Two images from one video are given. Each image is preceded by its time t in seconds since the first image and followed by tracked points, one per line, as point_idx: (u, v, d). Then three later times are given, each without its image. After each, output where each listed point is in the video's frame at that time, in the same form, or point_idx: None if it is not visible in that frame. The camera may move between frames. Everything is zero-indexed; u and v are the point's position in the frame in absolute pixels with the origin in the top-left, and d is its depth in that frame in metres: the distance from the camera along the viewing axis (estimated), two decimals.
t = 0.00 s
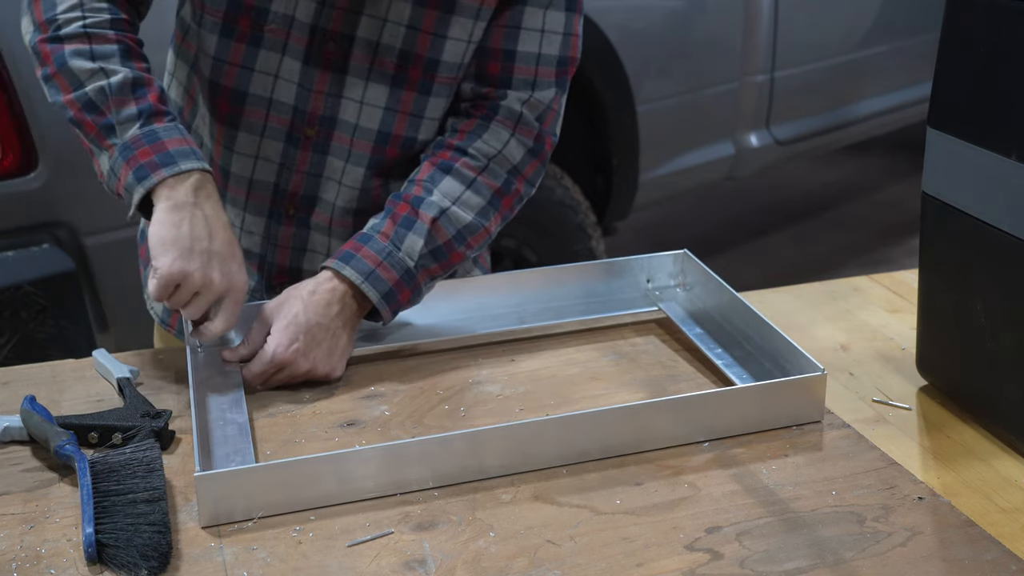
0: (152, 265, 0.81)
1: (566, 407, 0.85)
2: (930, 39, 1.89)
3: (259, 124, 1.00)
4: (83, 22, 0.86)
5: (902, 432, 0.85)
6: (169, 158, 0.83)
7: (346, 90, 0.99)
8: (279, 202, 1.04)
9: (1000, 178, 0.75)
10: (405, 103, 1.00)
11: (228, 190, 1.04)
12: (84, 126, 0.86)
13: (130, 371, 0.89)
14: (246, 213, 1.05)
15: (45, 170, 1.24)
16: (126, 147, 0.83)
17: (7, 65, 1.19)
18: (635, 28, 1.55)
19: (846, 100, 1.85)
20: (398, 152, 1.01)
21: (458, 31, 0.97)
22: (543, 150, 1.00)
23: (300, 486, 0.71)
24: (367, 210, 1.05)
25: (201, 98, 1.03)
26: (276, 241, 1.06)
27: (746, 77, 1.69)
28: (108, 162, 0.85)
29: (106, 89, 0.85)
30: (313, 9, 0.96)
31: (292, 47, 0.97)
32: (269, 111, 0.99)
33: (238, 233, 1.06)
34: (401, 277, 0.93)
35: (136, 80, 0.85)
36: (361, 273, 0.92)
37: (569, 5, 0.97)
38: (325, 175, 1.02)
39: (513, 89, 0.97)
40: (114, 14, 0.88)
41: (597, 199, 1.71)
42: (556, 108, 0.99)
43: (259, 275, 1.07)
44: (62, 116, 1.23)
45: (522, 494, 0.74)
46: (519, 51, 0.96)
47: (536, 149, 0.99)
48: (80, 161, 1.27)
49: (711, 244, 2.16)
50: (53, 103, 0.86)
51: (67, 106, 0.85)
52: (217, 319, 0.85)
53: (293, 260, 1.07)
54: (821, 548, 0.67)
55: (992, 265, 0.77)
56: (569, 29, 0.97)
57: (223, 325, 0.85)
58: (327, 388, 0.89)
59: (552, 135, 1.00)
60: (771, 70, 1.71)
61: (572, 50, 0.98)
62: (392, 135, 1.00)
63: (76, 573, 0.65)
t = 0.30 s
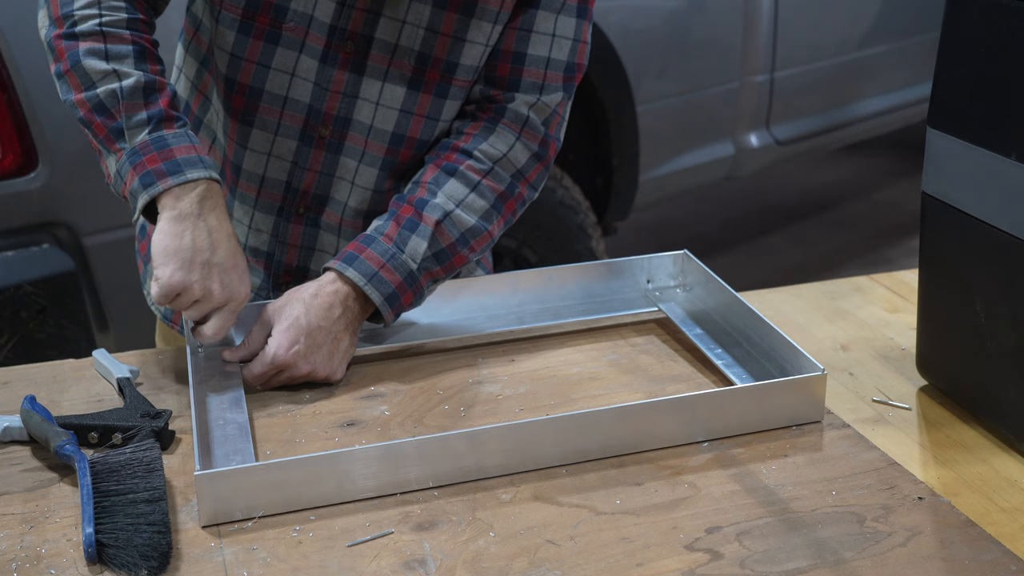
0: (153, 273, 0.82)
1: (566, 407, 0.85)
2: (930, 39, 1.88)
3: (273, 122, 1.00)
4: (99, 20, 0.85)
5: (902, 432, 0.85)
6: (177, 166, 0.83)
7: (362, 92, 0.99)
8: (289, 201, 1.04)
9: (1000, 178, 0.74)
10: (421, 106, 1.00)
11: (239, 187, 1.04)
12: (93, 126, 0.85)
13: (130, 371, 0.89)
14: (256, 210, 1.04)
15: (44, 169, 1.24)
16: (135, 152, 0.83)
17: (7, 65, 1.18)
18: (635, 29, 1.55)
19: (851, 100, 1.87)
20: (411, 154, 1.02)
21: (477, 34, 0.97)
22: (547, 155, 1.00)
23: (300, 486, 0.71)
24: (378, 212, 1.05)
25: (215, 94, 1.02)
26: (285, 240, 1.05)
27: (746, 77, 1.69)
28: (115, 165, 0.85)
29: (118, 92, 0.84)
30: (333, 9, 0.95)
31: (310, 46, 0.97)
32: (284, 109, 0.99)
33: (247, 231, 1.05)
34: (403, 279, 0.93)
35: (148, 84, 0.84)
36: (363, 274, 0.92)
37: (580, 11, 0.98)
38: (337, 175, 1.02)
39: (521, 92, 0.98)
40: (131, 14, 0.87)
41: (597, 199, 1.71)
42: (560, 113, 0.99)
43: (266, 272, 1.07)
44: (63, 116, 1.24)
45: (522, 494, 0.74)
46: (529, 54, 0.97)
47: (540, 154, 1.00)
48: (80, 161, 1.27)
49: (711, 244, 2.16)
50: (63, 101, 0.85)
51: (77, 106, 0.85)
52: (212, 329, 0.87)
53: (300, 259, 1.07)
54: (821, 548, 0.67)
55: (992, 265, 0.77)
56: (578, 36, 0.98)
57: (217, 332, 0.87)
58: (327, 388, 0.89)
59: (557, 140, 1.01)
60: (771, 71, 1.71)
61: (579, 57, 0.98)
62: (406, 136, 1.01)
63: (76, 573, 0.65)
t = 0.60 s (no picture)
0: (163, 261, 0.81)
1: (566, 407, 0.85)
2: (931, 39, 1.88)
3: (278, 121, 1.00)
4: (112, 17, 0.83)
5: (903, 432, 0.85)
6: (195, 163, 0.81)
7: (367, 92, 0.99)
8: (293, 200, 1.04)
9: (1000, 177, 0.74)
10: (426, 107, 1.00)
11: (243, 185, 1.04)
12: (109, 124, 0.83)
13: (130, 371, 0.89)
14: (260, 208, 1.04)
15: (44, 169, 1.24)
16: (153, 149, 0.81)
17: (7, 65, 1.18)
18: (635, 29, 1.55)
19: (849, 99, 1.85)
20: (414, 155, 1.02)
21: (482, 36, 0.98)
22: (547, 156, 1.00)
23: (300, 486, 0.71)
24: (381, 212, 1.05)
25: (221, 90, 1.01)
26: (287, 238, 1.05)
27: (746, 77, 1.69)
28: (132, 162, 0.83)
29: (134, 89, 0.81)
30: (339, 8, 0.95)
31: (316, 45, 0.97)
32: (288, 108, 0.99)
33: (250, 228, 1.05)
34: (404, 280, 0.93)
35: (164, 80, 0.82)
36: (364, 276, 0.92)
37: (583, 15, 0.98)
38: (341, 174, 1.03)
39: (523, 93, 0.98)
40: (143, 10, 0.84)
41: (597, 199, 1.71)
42: (561, 115, 1.00)
43: (268, 271, 1.07)
44: (64, 115, 1.24)
45: (522, 494, 0.74)
46: (532, 56, 0.97)
47: (541, 155, 1.00)
48: (80, 161, 1.27)
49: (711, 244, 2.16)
50: (78, 99, 0.83)
51: (93, 104, 0.82)
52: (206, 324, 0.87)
53: (303, 258, 1.07)
54: (821, 548, 0.67)
55: (992, 265, 0.77)
56: (581, 38, 0.98)
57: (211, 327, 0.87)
58: (328, 388, 0.88)
59: (557, 141, 1.01)
60: (771, 71, 1.71)
61: (581, 60, 0.99)
62: (410, 137, 1.01)
63: (76, 573, 0.65)
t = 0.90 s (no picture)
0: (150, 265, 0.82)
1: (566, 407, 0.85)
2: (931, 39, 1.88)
3: (280, 118, 1.00)
4: (102, 9, 0.85)
5: (903, 432, 0.85)
6: (173, 161, 0.83)
7: (369, 91, 0.99)
8: (295, 198, 1.04)
9: (1000, 177, 0.74)
10: (428, 107, 1.00)
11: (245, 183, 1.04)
12: (92, 116, 0.85)
13: (130, 371, 0.89)
14: (262, 206, 1.04)
15: (45, 169, 1.25)
16: (132, 145, 0.83)
17: (7, 65, 1.18)
18: (635, 29, 1.55)
19: (849, 99, 1.84)
20: (417, 154, 1.02)
21: (484, 36, 0.98)
22: (548, 158, 1.00)
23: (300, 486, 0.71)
24: (383, 211, 1.05)
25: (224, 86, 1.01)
26: (290, 236, 1.06)
27: (746, 77, 1.70)
28: (113, 155, 0.85)
29: (117, 83, 0.83)
30: (343, 6, 0.95)
31: (319, 43, 0.97)
32: (291, 106, 0.99)
33: (252, 226, 1.06)
34: (406, 281, 0.93)
35: (148, 75, 0.84)
36: (367, 277, 0.92)
37: (585, 16, 0.97)
38: (343, 173, 1.03)
39: (525, 94, 0.98)
40: (133, 3, 0.86)
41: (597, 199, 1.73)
42: (563, 117, 1.00)
43: (269, 270, 1.08)
44: (63, 115, 1.24)
45: (522, 494, 0.74)
46: (534, 57, 0.97)
47: (542, 157, 1.00)
48: (80, 161, 1.27)
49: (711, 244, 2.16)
50: (65, 89, 0.86)
51: (77, 95, 0.85)
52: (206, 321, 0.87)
53: (306, 256, 1.07)
54: (821, 548, 0.67)
55: (992, 265, 0.77)
56: (582, 40, 0.97)
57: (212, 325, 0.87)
58: (328, 388, 0.88)
59: (558, 144, 1.01)
60: (771, 71, 1.71)
61: (583, 62, 0.98)
62: (413, 137, 1.01)
63: (76, 573, 0.65)
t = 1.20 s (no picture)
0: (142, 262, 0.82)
1: (566, 408, 0.85)
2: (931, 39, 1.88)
3: (281, 117, 1.00)
4: (98, 8, 0.85)
5: (903, 432, 0.85)
6: (166, 161, 0.83)
7: (369, 90, 0.99)
8: (295, 197, 1.04)
9: (1000, 177, 0.74)
10: (428, 106, 1.00)
11: (246, 181, 1.04)
12: (88, 115, 0.85)
13: (130, 371, 0.89)
14: (263, 205, 1.05)
15: (45, 170, 1.25)
16: (126, 144, 0.83)
17: (7, 65, 1.18)
18: (635, 29, 1.55)
19: (850, 99, 1.84)
20: (417, 154, 1.02)
21: (485, 36, 0.98)
22: (549, 159, 1.00)
23: (300, 486, 0.71)
24: (383, 211, 1.05)
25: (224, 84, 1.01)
26: (290, 235, 1.06)
27: (746, 77, 1.70)
28: (107, 154, 0.85)
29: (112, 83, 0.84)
30: (343, 4, 0.95)
31: (319, 42, 0.97)
32: (292, 105, 0.99)
33: (252, 224, 1.06)
34: (408, 282, 0.93)
35: (143, 74, 0.84)
36: (368, 277, 0.92)
37: (585, 17, 0.97)
38: (343, 172, 1.03)
39: (525, 95, 0.97)
40: (131, 2, 0.87)
41: (597, 199, 1.73)
42: (564, 118, 0.99)
43: (269, 270, 1.08)
44: (63, 115, 1.24)
45: (522, 494, 0.74)
46: (534, 57, 0.97)
47: (543, 158, 1.00)
48: (80, 161, 1.27)
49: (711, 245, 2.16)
50: (61, 88, 0.86)
51: (73, 94, 0.85)
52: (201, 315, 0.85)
53: (306, 255, 1.08)
54: (821, 548, 0.67)
55: (991, 265, 0.77)
56: (583, 41, 0.97)
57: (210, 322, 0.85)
58: (329, 389, 0.88)
59: (559, 145, 1.01)
60: (771, 71, 1.71)
61: (583, 63, 0.98)
62: (412, 136, 1.01)
63: (76, 573, 0.65)
